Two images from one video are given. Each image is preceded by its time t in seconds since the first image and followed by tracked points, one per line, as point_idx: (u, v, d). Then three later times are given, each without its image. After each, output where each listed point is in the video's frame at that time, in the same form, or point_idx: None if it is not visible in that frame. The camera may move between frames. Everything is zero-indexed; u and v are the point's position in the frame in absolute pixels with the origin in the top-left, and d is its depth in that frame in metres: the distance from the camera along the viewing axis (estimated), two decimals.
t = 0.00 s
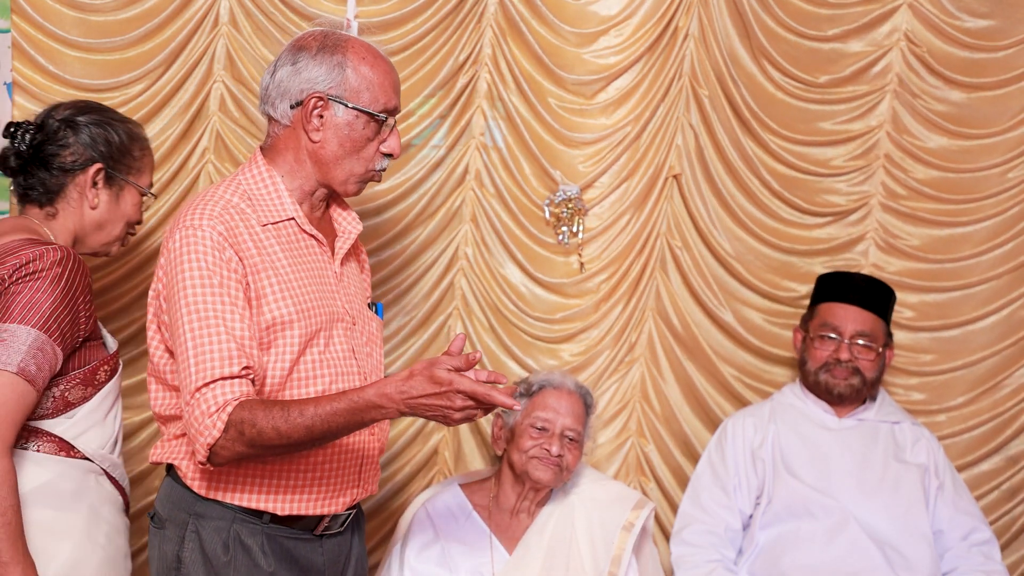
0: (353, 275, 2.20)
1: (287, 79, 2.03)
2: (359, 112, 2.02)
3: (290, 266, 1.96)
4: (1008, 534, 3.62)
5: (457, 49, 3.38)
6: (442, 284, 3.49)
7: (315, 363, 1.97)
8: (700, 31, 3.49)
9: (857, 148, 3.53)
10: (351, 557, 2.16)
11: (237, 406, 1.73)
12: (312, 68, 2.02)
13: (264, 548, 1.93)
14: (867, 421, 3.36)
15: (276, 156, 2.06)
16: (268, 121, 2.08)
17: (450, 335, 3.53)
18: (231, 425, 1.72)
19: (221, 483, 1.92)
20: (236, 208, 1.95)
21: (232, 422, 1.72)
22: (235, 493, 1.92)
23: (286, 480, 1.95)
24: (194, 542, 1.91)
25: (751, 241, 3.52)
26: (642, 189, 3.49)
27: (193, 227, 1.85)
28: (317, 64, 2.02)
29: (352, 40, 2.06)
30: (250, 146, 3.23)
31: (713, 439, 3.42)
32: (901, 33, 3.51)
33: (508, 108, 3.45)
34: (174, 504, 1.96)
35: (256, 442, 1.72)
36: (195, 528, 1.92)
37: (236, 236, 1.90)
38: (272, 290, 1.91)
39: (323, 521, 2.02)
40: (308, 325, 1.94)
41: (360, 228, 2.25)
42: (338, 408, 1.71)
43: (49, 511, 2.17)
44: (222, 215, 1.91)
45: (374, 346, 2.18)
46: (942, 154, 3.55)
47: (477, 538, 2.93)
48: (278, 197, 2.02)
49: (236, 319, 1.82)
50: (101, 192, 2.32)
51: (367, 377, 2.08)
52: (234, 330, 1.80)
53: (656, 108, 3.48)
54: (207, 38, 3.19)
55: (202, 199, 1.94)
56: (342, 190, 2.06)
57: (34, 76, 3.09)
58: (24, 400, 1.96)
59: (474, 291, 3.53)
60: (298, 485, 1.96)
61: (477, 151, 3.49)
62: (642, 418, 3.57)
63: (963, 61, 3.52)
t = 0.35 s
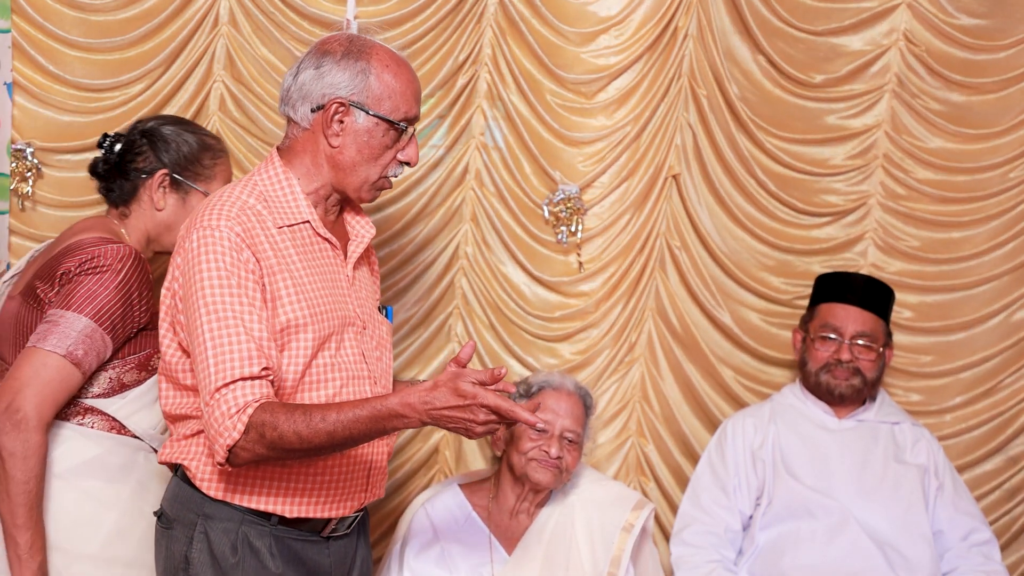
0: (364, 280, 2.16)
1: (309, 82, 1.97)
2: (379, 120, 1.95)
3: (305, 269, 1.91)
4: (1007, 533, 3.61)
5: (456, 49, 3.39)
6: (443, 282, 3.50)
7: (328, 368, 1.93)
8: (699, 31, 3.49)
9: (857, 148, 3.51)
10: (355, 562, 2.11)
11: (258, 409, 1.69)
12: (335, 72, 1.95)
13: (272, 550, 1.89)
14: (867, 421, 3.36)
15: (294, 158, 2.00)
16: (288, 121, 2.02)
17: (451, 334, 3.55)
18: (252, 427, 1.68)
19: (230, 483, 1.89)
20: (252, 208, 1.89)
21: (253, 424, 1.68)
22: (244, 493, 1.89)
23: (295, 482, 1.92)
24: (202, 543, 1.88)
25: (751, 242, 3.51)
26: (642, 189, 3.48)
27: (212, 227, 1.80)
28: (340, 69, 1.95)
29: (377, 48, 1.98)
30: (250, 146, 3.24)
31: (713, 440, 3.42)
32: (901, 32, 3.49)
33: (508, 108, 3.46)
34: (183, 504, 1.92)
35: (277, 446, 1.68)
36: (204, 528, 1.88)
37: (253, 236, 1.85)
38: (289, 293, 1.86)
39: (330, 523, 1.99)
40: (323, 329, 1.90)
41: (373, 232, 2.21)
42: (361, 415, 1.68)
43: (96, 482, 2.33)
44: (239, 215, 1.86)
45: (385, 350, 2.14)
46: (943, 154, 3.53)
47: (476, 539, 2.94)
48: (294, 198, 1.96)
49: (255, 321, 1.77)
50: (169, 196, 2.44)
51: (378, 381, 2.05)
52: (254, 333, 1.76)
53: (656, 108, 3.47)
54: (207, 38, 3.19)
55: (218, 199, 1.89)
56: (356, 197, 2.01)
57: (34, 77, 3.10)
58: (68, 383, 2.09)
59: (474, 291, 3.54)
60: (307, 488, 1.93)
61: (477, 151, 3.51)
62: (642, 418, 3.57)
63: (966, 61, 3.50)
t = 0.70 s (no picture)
0: (376, 284, 2.15)
1: (325, 83, 1.96)
2: (395, 121, 1.95)
3: (318, 272, 1.91)
4: (1007, 535, 3.61)
5: (454, 51, 3.38)
6: (444, 277, 3.50)
7: (340, 371, 1.92)
8: (700, 30, 3.47)
9: (859, 153, 3.52)
10: (360, 565, 2.11)
11: (270, 412, 1.69)
12: (350, 73, 1.95)
13: (279, 552, 1.89)
14: (866, 421, 3.36)
15: (307, 159, 1.99)
16: (302, 122, 2.01)
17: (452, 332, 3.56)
18: (264, 430, 1.68)
19: (238, 485, 1.88)
20: (266, 208, 1.88)
21: (265, 428, 1.68)
22: (252, 495, 1.88)
23: (304, 486, 1.91)
24: (209, 544, 1.88)
25: (755, 243, 3.50)
26: (642, 189, 3.48)
27: (226, 228, 1.80)
28: (356, 70, 1.95)
29: (390, 49, 1.98)
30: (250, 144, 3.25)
31: (712, 440, 3.42)
32: (908, 33, 3.50)
33: (508, 109, 3.46)
34: (190, 505, 1.92)
35: (289, 449, 1.67)
36: (211, 530, 1.88)
37: (267, 237, 1.85)
38: (303, 295, 1.85)
39: (337, 526, 1.98)
40: (335, 331, 1.89)
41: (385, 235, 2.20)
42: (374, 421, 1.67)
43: (133, 470, 2.25)
44: (254, 216, 1.85)
45: (395, 352, 2.13)
46: (949, 156, 3.55)
47: (475, 538, 2.94)
48: (308, 199, 1.95)
49: (270, 323, 1.76)
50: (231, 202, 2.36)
51: (388, 385, 2.04)
52: (268, 335, 1.75)
53: (656, 108, 3.47)
54: (207, 38, 3.20)
55: (233, 199, 1.88)
56: (371, 198, 2.01)
57: (36, 77, 3.10)
58: (112, 386, 2.08)
59: (474, 291, 3.54)
60: (316, 492, 1.92)
61: (477, 150, 3.51)
62: (642, 418, 3.57)
63: (973, 63, 3.50)
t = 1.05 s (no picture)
0: (378, 282, 2.15)
1: (326, 82, 1.95)
2: (397, 117, 1.94)
3: (323, 271, 1.90)
4: (1008, 537, 3.61)
5: (450, 51, 3.37)
6: (444, 276, 3.48)
7: (346, 372, 1.91)
8: (702, 29, 3.46)
9: (870, 159, 3.51)
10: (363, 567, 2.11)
11: (277, 415, 1.68)
12: (351, 71, 1.94)
13: (284, 556, 1.89)
14: (866, 420, 3.35)
15: (310, 159, 1.99)
16: (303, 122, 2.00)
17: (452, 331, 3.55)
18: (271, 432, 1.67)
19: (242, 488, 1.87)
20: (271, 208, 1.88)
21: (272, 430, 1.67)
22: (256, 498, 1.87)
23: (309, 489, 1.90)
24: (214, 548, 1.87)
25: (759, 244, 3.49)
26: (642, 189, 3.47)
27: (232, 229, 1.79)
28: (357, 67, 1.94)
29: (390, 45, 1.97)
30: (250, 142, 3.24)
31: (712, 440, 3.41)
32: (916, 34, 3.50)
33: (508, 108, 3.45)
34: (194, 509, 1.91)
35: (297, 451, 1.66)
36: (215, 534, 1.87)
37: (273, 238, 1.84)
38: (308, 295, 1.84)
39: (342, 529, 1.97)
40: (340, 332, 1.88)
41: (389, 234, 2.20)
42: (383, 419, 1.66)
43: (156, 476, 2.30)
44: (259, 216, 1.84)
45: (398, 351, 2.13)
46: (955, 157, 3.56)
47: (475, 536, 2.93)
48: (311, 199, 1.94)
49: (276, 324, 1.76)
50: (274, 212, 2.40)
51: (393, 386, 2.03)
52: (275, 336, 1.74)
53: (656, 107, 3.46)
54: (206, 37, 3.20)
55: (237, 199, 1.87)
56: (374, 195, 2.00)
57: (36, 75, 3.08)
58: (137, 399, 2.15)
59: (474, 289, 3.53)
60: (321, 494, 1.91)
61: (477, 149, 3.50)
62: (642, 418, 3.56)
63: (979, 65, 3.53)
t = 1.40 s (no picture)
0: (375, 279, 2.14)
1: (314, 79, 1.94)
2: (388, 112, 1.94)
3: (318, 271, 1.89)
4: (1009, 537, 3.60)
5: (451, 49, 3.37)
6: (443, 277, 3.48)
7: (343, 372, 1.90)
8: (703, 29, 3.46)
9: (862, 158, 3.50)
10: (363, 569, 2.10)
11: (268, 421, 1.67)
12: (339, 67, 1.93)
13: (284, 559, 1.88)
14: (866, 420, 3.34)
15: (301, 157, 1.98)
16: (292, 121, 1.99)
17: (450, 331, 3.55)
18: (262, 439, 1.66)
19: (240, 493, 1.86)
20: (264, 208, 1.87)
21: (263, 437, 1.66)
22: (255, 503, 1.87)
23: (308, 492, 1.90)
24: (213, 552, 1.86)
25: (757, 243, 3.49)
26: (642, 188, 3.47)
27: (225, 231, 1.78)
28: (345, 63, 1.94)
29: (377, 40, 1.97)
30: (250, 141, 3.24)
31: (712, 440, 3.41)
32: (914, 34, 3.50)
33: (507, 108, 3.44)
34: (192, 513, 1.90)
35: (288, 459, 1.66)
36: (215, 538, 1.86)
37: (266, 238, 1.83)
38: (302, 296, 1.83)
39: (341, 531, 1.97)
40: (336, 332, 1.87)
41: (383, 231, 2.18)
42: (376, 429, 1.66)
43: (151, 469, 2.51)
44: (252, 216, 1.83)
45: (396, 349, 2.12)
46: (954, 156, 3.55)
47: (476, 538, 2.92)
48: (306, 199, 1.93)
49: (269, 327, 1.75)
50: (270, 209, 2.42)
51: (392, 386, 2.02)
52: (267, 339, 1.73)
53: (656, 107, 3.45)
54: (206, 37, 3.20)
55: (231, 199, 1.86)
56: (369, 190, 2.00)
57: (34, 74, 3.09)
58: (133, 395, 2.34)
59: (474, 290, 3.53)
60: (320, 497, 1.91)
61: (475, 150, 3.49)
62: (643, 418, 3.55)
63: (978, 64, 3.52)
